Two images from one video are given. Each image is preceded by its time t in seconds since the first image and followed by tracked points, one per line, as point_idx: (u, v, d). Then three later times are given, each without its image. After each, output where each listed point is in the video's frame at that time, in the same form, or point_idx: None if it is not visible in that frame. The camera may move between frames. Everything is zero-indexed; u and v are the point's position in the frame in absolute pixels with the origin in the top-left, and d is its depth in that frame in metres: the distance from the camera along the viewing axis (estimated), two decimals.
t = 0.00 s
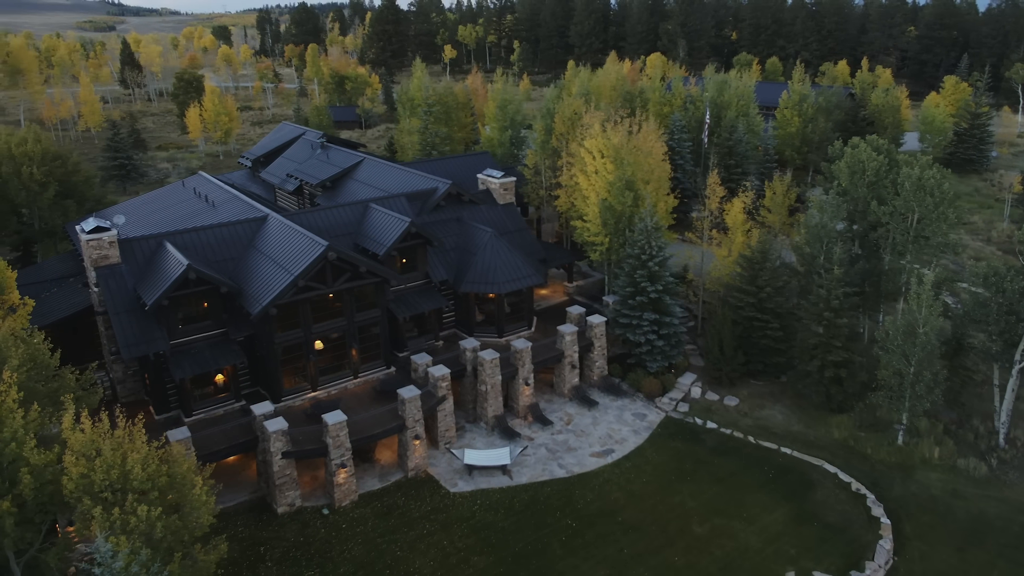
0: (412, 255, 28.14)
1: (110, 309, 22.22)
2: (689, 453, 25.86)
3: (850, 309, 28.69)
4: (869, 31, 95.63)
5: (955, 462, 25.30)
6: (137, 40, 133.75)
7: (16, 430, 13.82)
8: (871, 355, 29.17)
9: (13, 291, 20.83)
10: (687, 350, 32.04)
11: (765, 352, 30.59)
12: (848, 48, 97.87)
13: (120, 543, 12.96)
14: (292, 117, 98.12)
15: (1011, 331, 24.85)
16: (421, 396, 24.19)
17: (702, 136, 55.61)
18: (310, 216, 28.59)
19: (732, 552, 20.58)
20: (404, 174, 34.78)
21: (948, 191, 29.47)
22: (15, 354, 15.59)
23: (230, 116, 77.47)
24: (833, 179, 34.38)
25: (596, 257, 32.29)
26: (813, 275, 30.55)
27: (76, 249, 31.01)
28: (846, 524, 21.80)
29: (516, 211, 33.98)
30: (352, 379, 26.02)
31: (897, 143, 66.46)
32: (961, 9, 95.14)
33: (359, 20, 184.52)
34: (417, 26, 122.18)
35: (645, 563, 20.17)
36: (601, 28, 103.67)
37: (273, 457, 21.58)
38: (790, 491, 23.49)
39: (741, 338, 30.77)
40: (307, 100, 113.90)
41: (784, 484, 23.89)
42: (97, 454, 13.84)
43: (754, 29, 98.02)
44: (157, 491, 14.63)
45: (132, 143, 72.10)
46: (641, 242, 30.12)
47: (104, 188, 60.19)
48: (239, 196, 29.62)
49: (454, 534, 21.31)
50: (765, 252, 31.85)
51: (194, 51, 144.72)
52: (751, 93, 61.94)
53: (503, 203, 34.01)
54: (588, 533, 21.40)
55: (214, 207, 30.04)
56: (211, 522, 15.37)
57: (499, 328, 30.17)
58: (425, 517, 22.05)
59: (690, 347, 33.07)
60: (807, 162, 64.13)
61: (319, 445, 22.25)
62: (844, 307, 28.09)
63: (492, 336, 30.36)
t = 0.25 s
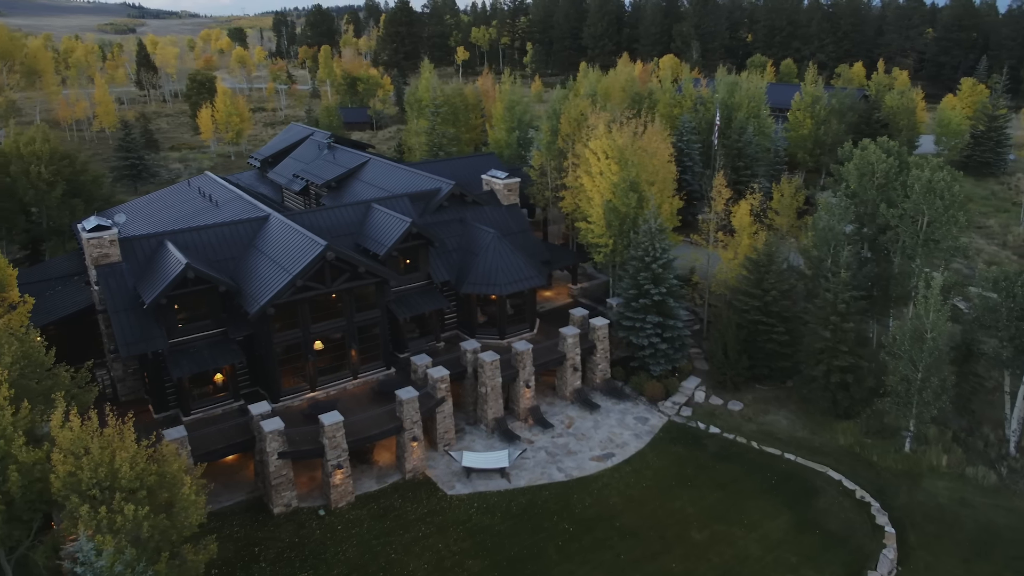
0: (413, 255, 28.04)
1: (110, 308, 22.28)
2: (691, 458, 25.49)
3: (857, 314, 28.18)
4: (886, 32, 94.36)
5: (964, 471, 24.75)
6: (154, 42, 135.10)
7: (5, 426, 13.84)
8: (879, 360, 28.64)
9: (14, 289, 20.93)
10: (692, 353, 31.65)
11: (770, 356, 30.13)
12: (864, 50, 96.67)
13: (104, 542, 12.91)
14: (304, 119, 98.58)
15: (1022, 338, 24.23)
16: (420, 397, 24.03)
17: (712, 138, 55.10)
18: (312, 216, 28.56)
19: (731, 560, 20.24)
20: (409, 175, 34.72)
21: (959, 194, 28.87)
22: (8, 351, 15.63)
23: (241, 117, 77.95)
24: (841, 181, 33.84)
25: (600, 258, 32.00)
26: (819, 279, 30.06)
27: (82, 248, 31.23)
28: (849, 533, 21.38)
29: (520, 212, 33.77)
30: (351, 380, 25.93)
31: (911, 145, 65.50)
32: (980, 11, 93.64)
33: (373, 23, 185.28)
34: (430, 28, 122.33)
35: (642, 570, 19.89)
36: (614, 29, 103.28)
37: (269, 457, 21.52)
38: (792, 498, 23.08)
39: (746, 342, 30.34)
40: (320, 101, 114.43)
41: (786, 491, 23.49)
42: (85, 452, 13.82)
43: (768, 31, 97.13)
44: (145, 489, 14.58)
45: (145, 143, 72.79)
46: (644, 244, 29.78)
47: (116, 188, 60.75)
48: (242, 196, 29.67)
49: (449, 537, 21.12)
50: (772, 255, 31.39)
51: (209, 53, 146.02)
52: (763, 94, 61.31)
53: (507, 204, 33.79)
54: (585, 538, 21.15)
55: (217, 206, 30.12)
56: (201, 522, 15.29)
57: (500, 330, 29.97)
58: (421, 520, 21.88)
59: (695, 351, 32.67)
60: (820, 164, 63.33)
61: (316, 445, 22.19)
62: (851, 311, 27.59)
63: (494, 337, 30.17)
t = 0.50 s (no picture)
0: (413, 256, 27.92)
1: (108, 306, 22.35)
2: (692, 464, 25.10)
3: (864, 318, 27.62)
4: (905, 34, 92.95)
5: (972, 480, 24.14)
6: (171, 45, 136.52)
7: None
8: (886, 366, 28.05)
9: (13, 287, 21.01)
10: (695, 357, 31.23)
11: (775, 360, 29.64)
12: (882, 52, 95.28)
13: (86, 542, 12.85)
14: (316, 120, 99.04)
15: None
16: (417, 398, 23.87)
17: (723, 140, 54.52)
18: (314, 216, 28.54)
19: (728, 568, 19.87)
20: (413, 176, 34.65)
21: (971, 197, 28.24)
22: None
23: (254, 119, 78.45)
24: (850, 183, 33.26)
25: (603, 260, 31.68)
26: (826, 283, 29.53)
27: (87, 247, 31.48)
28: (851, 542, 20.92)
29: (523, 214, 33.53)
30: (349, 380, 25.84)
31: (927, 148, 64.39)
32: (1002, 12, 91.95)
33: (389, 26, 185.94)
34: (444, 30, 122.45)
35: None
36: (629, 31, 102.75)
37: (264, 457, 21.46)
38: (794, 506, 22.64)
39: (750, 346, 29.87)
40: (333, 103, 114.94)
41: (788, 498, 23.04)
42: (71, 450, 13.80)
43: (785, 33, 96.08)
44: (131, 488, 14.53)
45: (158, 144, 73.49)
46: (648, 246, 29.41)
47: (128, 188, 61.27)
48: (245, 196, 29.75)
49: (443, 540, 20.94)
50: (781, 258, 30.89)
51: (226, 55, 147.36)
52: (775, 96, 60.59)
53: (510, 206, 33.55)
54: (580, 543, 20.87)
55: (221, 206, 30.23)
56: (188, 521, 15.21)
57: (502, 332, 29.75)
58: (415, 522, 21.72)
59: (699, 355, 32.22)
60: (834, 168, 62.43)
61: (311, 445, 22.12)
62: (857, 315, 27.05)
63: (494, 339, 29.96)
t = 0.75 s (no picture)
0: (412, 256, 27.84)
1: (107, 304, 22.44)
2: (692, 469, 24.78)
3: (870, 322, 27.15)
4: (922, 35, 91.66)
5: (979, 488, 23.63)
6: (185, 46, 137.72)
7: None
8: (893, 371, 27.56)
9: (13, 285, 21.12)
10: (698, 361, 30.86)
11: (779, 364, 29.22)
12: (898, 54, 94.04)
13: (71, 542, 12.83)
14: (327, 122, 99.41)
15: None
16: (414, 400, 23.74)
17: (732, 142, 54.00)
18: (315, 216, 28.54)
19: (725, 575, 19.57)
20: (416, 176, 34.59)
21: (980, 200, 27.68)
22: None
23: (264, 120, 78.85)
24: (858, 185, 32.76)
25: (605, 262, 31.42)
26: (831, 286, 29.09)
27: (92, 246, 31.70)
28: (852, 550, 20.54)
29: (526, 215, 33.35)
30: (347, 381, 25.78)
31: (942, 151, 63.39)
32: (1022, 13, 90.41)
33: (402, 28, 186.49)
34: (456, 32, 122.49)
35: None
36: (641, 33, 102.24)
37: (259, 457, 21.43)
38: (794, 513, 22.27)
39: (754, 350, 29.48)
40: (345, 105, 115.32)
41: (788, 505, 22.68)
42: (58, 447, 13.79)
43: (799, 35, 95.09)
44: (119, 486, 14.50)
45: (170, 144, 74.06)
46: (650, 248, 29.10)
47: (139, 188, 61.78)
48: (247, 196, 29.82)
49: (437, 542, 20.82)
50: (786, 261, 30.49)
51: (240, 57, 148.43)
52: (786, 98, 59.95)
53: (513, 207, 33.35)
54: (575, 548, 20.66)
55: (223, 206, 30.32)
56: (175, 521, 15.12)
57: (502, 334, 29.58)
58: (410, 524, 21.60)
59: (702, 358, 31.85)
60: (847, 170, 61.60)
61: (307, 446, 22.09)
62: (862, 319, 26.60)
63: (495, 341, 29.80)
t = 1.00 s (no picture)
0: (412, 257, 27.76)
1: (106, 302, 22.53)
2: (691, 474, 24.42)
3: (876, 327, 26.62)
4: (941, 37, 90.20)
5: (987, 498, 23.02)
6: (202, 49, 139.10)
7: None
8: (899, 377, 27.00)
9: (13, 282, 21.30)
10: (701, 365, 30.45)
11: (783, 369, 28.73)
12: (916, 56, 92.61)
13: (54, 539, 12.89)
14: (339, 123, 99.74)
15: None
16: (410, 400, 23.62)
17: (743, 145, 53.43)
18: (316, 216, 28.56)
19: None
20: (420, 177, 34.53)
21: (991, 202, 27.04)
22: None
23: (276, 121, 79.28)
24: (867, 188, 32.18)
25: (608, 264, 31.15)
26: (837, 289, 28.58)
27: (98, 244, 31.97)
28: (851, 560, 20.10)
29: (529, 216, 33.12)
30: (345, 381, 25.72)
31: (960, 154, 62.22)
32: None
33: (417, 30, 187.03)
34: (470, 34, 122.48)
35: None
36: (655, 35, 101.64)
37: (253, 456, 21.39)
38: (794, 520, 21.85)
39: (758, 354, 29.05)
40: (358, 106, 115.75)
41: (788, 512, 22.25)
42: (43, 443, 13.83)
43: (815, 37, 93.96)
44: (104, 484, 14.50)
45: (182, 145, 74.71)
46: (652, 249, 28.76)
47: (151, 189, 62.38)
48: (250, 195, 29.90)
49: (430, 545, 20.63)
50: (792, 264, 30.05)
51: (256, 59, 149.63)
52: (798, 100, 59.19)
53: (516, 208, 33.14)
54: (568, 553, 20.40)
55: (226, 206, 30.43)
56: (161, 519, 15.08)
57: (502, 335, 29.37)
58: (404, 526, 21.45)
59: (706, 362, 31.43)
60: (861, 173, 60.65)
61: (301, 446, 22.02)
62: (868, 324, 26.07)
63: (495, 342, 29.61)
